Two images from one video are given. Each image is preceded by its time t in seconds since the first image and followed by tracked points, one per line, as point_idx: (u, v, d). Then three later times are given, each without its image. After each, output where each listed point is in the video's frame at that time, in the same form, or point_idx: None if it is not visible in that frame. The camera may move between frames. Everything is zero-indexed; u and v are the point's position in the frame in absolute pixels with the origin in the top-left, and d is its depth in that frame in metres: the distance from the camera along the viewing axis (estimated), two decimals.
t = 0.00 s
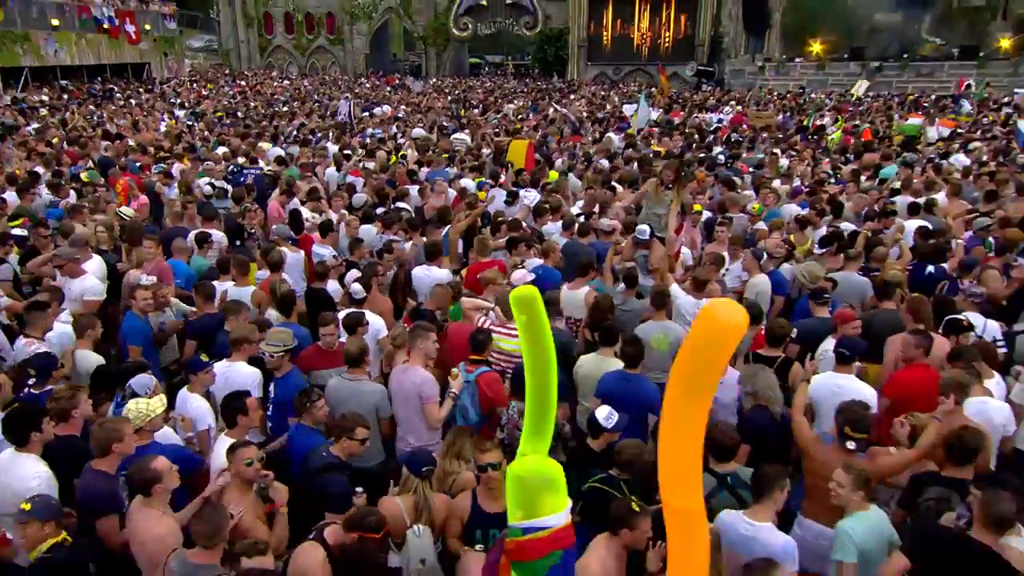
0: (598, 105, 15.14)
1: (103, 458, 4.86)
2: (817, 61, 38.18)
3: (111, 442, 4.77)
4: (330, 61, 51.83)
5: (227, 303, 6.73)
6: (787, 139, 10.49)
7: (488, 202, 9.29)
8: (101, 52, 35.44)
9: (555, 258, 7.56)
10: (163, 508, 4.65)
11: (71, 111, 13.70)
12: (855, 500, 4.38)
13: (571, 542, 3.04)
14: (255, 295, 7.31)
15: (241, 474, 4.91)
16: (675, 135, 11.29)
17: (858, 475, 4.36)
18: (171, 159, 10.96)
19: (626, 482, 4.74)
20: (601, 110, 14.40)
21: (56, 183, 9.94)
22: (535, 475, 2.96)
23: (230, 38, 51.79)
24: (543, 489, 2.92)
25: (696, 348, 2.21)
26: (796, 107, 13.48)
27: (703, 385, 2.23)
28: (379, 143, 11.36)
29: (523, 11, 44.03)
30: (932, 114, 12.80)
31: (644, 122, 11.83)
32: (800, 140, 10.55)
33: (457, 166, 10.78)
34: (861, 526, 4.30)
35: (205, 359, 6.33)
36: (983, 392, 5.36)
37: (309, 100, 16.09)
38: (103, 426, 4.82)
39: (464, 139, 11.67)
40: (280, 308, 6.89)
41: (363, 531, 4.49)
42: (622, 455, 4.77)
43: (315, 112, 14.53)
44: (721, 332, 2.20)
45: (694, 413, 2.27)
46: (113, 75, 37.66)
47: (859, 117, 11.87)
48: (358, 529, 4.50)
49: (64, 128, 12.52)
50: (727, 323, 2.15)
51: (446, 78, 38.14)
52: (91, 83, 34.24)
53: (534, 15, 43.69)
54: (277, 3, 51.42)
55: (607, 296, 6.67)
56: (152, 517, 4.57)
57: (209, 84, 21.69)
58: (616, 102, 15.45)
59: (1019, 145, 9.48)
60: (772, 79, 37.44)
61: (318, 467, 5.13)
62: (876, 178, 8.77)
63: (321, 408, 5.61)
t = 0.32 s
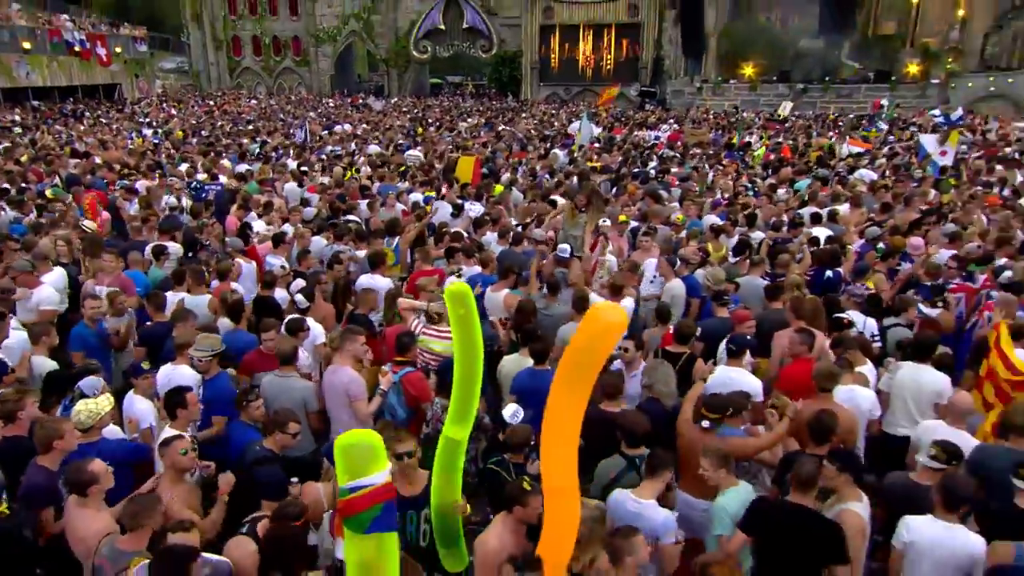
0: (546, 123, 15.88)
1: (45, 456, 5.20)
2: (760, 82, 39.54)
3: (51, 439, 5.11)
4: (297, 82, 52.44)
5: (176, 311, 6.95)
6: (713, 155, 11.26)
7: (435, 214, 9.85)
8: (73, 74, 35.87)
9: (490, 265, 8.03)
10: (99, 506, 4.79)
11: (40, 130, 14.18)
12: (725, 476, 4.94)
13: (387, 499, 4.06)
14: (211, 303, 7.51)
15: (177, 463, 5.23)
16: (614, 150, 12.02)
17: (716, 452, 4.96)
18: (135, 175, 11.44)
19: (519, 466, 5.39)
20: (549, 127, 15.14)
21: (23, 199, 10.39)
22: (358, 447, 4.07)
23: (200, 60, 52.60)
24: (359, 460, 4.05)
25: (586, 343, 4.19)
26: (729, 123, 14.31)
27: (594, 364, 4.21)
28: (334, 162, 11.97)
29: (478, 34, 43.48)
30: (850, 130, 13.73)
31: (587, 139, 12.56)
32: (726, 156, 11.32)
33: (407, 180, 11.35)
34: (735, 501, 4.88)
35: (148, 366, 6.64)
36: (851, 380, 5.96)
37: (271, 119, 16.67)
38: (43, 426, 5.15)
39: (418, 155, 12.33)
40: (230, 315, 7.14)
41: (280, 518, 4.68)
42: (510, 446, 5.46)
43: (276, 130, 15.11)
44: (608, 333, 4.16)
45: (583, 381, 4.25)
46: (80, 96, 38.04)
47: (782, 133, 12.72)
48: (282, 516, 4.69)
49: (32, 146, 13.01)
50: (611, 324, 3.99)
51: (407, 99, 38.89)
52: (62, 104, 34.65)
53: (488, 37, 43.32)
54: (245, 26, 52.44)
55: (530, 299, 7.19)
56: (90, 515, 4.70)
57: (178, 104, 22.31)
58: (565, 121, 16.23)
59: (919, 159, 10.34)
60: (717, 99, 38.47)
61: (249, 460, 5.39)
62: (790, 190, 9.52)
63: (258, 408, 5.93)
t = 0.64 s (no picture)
0: (499, 141, 16.69)
1: None
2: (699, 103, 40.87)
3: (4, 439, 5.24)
4: (266, 103, 53.08)
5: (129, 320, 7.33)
6: (649, 172, 12.02)
7: (386, 228, 10.39)
8: (47, 96, 36.08)
9: (428, 274, 8.57)
10: (44, 507, 4.76)
11: (11, 150, 14.64)
12: (616, 468, 5.48)
13: (247, 473, 3.92)
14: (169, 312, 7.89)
15: (124, 459, 5.13)
16: (560, 167, 12.76)
17: (610, 446, 5.52)
18: (104, 194, 11.90)
19: (433, 455, 5.95)
20: (502, 145, 15.93)
21: None
22: (218, 431, 3.98)
23: (172, 82, 53.14)
24: (217, 440, 3.94)
25: (527, 343, 4.99)
26: (671, 139, 15.11)
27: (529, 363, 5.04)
28: (293, 180, 12.54)
29: (438, 59, 47.80)
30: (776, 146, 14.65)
31: (536, 156, 13.31)
32: (663, 172, 12.11)
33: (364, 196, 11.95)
34: (620, 488, 5.46)
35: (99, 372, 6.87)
36: (742, 375, 6.55)
37: (234, 139, 17.21)
38: None
39: (375, 173, 12.99)
40: (183, 324, 7.48)
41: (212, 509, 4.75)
42: (428, 439, 5.99)
43: (243, 149, 15.74)
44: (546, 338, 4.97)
45: (518, 373, 5.13)
46: (54, 117, 38.23)
47: (715, 151, 13.55)
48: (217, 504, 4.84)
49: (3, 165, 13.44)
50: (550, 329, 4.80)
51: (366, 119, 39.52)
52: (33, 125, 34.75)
53: (449, 62, 47.74)
54: (215, 50, 52.83)
55: (461, 306, 7.73)
56: (33, 516, 4.66)
57: (148, 124, 22.87)
58: (517, 138, 17.05)
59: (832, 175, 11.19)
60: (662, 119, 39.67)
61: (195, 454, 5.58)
62: (717, 204, 10.19)
63: (200, 408, 6.15)
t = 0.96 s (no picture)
0: (458, 160, 17.46)
1: None
2: (647, 124, 42.57)
3: None
4: (239, 125, 52.92)
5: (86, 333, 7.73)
6: (594, 189, 12.75)
7: (343, 244, 10.94)
8: (22, 119, 36.34)
9: (376, 286, 9.05)
10: None
11: None
12: (522, 468, 5.96)
13: (174, 464, 4.23)
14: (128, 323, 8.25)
15: (71, 461, 5.46)
16: (512, 185, 13.43)
17: (517, 446, 6.04)
18: (72, 212, 12.32)
19: (369, 453, 6.30)
20: (460, 164, 16.69)
21: None
22: (149, 429, 4.31)
23: (147, 104, 52.68)
24: (146, 435, 4.27)
25: (442, 338, 5.32)
26: (619, 159, 15.98)
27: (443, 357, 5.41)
28: (257, 201, 13.03)
29: (403, 82, 51.37)
30: (713, 163, 15.60)
31: (491, 173, 14.01)
32: (608, 190, 12.84)
33: (325, 214, 12.51)
34: (526, 485, 5.98)
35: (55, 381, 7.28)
36: (655, 375, 6.97)
37: (200, 160, 17.72)
38: None
39: (338, 191, 13.65)
40: (139, 335, 7.89)
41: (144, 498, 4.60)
42: (362, 436, 6.40)
43: (213, 169, 16.46)
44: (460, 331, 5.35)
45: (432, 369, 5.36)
46: (29, 140, 38.53)
47: (656, 169, 14.40)
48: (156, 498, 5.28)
49: None
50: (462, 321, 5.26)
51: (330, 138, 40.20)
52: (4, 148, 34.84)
53: (413, 86, 51.38)
54: (189, 75, 52.62)
55: (405, 316, 8.15)
56: None
57: (122, 145, 23.44)
58: (475, 157, 17.81)
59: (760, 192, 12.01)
60: (612, 138, 41.04)
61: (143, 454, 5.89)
62: (653, 219, 10.87)
63: (151, 409, 6.62)
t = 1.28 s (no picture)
0: (421, 182, 18.09)
1: None
2: (600, 149, 43.25)
3: None
4: (213, 150, 52.24)
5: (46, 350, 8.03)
6: (545, 209, 13.46)
7: (305, 262, 11.40)
8: None
9: (330, 303, 9.52)
10: None
11: None
12: (449, 470, 6.29)
13: (117, 473, 4.47)
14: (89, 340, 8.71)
15: (18, 473, 5.66)
16: (468, 207, 14.05)
17: (442, 450, 6.32)
18: (41, 235, 12.60)
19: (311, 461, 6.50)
20: (422, 186, 17.33)
21: None
22: (96, 441, 4.52)
23: (121, 129, 50.20)
24: (91, 446, 4.49)
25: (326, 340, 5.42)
26: (573, 180, 16.77)
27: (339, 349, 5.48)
28: (226, 223, 13.71)
29: (370, 108, 50.01)
30: (660, 184, 16.47)
31: (450, 195, 14.63)
32: (560, 210, 13.52)
33: (289, 235, 13.01)
34: (450, 487, 6.24)
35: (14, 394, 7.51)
36: (582, 383, 7.38)
37: (171, 184, 18.16)
38: None
39: (306, 213, 14.27)
40: (98, 351, 8.27)
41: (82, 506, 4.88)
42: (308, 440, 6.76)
43: (184, 193, 16.99)
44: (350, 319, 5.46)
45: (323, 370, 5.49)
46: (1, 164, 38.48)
47: (603, 190, 15.18)
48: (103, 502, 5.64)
49: None
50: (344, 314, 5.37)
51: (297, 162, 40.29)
52: None
53: (381, 111, 49.88)
54: (164, 101, 50.74)
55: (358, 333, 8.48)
56: None
57: (95, 169, 23.63)
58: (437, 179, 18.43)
59: (698, 209, 12.78)
60: (568, 160, 41.65)
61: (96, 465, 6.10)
62: (599, 237, 11.50)
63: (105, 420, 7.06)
